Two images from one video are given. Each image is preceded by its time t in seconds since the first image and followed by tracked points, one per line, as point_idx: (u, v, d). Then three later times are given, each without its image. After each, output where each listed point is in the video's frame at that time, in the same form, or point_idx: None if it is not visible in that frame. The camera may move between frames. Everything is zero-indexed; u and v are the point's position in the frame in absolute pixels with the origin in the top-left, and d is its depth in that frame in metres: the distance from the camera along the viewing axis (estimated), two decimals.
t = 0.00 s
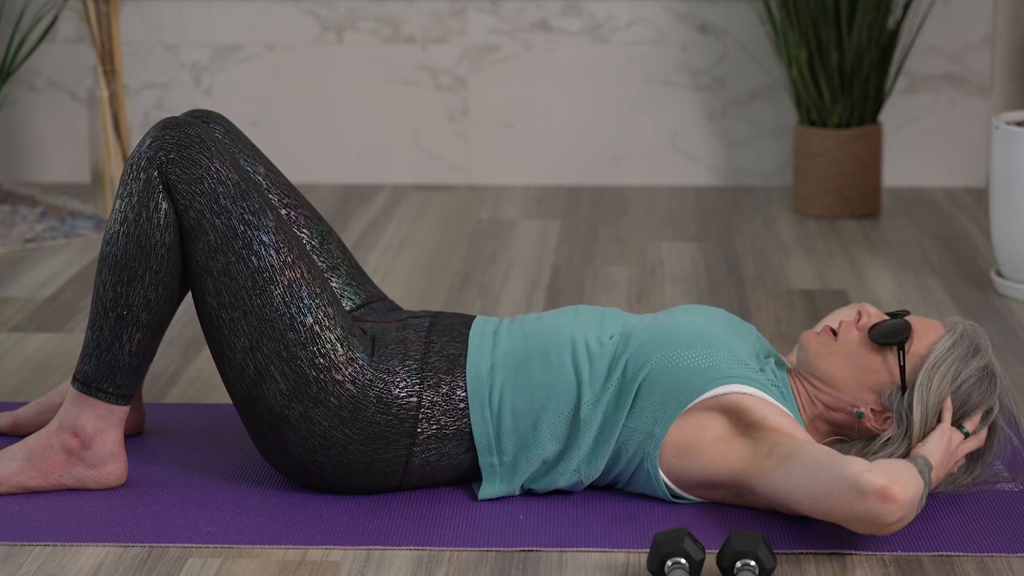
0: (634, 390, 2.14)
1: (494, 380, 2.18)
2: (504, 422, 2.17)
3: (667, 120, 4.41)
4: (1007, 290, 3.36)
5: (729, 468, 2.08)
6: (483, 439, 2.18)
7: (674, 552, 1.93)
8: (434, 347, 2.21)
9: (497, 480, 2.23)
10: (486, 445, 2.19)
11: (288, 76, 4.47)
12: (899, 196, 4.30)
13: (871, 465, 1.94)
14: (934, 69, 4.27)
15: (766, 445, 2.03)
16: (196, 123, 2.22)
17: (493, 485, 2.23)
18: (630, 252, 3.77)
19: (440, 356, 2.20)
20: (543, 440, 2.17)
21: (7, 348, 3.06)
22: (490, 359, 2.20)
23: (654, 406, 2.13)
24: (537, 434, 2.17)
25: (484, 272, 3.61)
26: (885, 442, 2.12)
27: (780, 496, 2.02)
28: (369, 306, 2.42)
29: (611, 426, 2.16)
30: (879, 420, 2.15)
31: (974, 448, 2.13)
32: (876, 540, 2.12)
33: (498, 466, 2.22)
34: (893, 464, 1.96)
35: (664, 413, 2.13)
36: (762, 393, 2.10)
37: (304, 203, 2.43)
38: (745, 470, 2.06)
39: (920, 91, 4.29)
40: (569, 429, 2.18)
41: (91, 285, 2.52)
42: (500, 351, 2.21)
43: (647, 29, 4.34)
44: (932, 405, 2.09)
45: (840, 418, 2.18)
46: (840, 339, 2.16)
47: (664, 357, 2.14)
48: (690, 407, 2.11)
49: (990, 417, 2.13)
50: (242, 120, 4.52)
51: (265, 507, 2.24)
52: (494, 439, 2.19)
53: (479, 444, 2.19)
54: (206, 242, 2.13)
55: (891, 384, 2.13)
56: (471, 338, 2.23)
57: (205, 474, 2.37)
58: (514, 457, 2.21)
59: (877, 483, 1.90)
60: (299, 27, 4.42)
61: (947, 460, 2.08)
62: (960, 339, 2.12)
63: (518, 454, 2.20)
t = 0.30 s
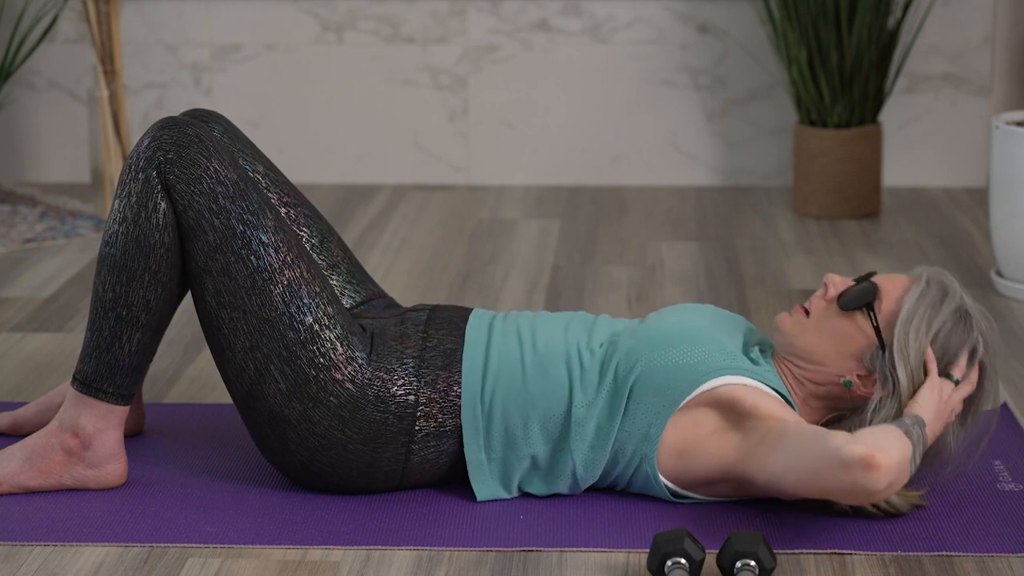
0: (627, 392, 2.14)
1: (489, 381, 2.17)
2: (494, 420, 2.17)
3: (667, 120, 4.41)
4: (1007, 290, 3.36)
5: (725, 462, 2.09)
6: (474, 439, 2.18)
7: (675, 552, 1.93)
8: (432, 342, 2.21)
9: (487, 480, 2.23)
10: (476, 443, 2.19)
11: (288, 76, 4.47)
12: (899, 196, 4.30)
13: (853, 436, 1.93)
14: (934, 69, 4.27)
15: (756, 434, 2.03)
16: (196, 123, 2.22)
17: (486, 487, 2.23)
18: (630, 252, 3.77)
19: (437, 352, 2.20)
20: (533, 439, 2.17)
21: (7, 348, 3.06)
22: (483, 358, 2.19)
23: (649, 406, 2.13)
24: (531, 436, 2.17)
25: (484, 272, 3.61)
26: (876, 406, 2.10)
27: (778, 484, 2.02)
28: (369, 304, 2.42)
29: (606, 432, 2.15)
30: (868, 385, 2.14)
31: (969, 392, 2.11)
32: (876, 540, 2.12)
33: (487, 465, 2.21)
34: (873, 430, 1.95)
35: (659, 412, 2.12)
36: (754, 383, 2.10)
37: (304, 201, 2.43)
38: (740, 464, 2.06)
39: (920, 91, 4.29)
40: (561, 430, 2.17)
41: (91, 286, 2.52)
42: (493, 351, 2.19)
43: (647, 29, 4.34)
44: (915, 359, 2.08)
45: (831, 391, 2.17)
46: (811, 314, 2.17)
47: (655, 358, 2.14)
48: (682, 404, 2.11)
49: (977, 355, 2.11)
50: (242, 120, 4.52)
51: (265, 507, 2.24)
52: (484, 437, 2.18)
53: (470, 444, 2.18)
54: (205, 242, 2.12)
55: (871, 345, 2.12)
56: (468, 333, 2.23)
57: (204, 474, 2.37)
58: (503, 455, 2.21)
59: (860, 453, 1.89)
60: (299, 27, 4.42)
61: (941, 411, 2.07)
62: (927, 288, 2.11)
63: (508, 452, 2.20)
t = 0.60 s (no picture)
0: (618, 390, 2.13)
1: (484, 381, 2.17)
2: (488, 419, 2.17)
3: (667, 120, 4.41)
4: (1007, 290, 3.37)
5: (721, 450, 2.07)
6: (469, 438, 2.18)
7: (675, 552, 1.93)
8: (432, 342, 2.21)
9: (482, 480, 2.23)
10: (471, 441, 2.19)
11: (288, 76, 4.47)
12: (899, 196, 4.30)
13: (828, 391, 1.92)
14: (934, 69, 4.27)
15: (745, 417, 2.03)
16: (195, 122, 2.22)
17: (482, 485, 2.23)
18: (630, 252, 3.77)
19: (436, 351, 2.20)
20: (527, 439, 2.17)
21: (7, 348, 3.06)
22: (478, 357, 2.19)
23: (642, 404, 2.12)
24: (525, 437, 2.17)
25: (484, 272, 3.61)
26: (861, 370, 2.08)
27: (774, 459, 2.01)
28: (369, 303, 2.42)
29: (601, 433, 2.15)
30: (851, 351, 2.12)
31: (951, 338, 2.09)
32: (876, 540, 2.12)
33: (482, 464, 2.21)
34: (847, 382, 1.94)
35: (652, 409, 2.11)
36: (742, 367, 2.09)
37: (305, 200, 2.43)
38: (734, 449, 2.05)
39: (920, 91, 4.29)
40: (554, 431, 2.16)
41: (91, 286, 2.52)
42: (488, 350, 2.19)
43: (647, 29, 4.34)
44: (887, 315, 2.06)
45: (819, 364, 2.16)
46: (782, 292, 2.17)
47: (643, 355, 2.14)
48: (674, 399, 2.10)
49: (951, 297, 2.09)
50: (242, 120, 4.52)
51: (265, 507, 2.24)
52: (479, 436, 2.18)
53: (464, 443, 2.18)
54: (205, 242, 2.12)
55: (845, 311, 2.11)
56: (466, 331, 2.23)
57: (204, 475, 2.37)
58: (498, 454, 2.20)
59: (837, 403, 1.89)
60: (299, 27, 4.42)
61: (924, 362, 2.04)
62: (888, 243, 2.10)
63: (502, 452, 2.20)
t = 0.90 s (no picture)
0: (609, 388, 2.13)
1: (479, 381, 2.17)
2: (484, 420, 2.17)
3: (667, 120, 4.41)
4: (1007, 290, 3.37)
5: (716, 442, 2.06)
6: (466, 439, 2.18)
7: (675, 552, 1.93)
8: (431, 342, 2.21)
9: (479, 480, 2.23)
10: (468, 442, 2.19)
11: (288, 76, 4.47)
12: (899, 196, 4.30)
13: (809, 366, 1.89)
14: (934, 69, 4.27)
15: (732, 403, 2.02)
16: (193, 122, 2.22)
17: (480, 485, 2.23)
18: (630, 252, 3.77)
19: (435, 351, 2.20)
20: (522, 439, 2.16)
21: (6, 348, 3.06)
22: (472, 358, 2.19)
23: (635, 401, 2.11)
24: (520, 439, 2.16)
25: (484, 271, 3.60)
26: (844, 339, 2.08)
27: (767, 442, 1.99)
28: (369, 302, 2.42)
29: (595, 433, 2.14)
30: (833, 323, 2.13)
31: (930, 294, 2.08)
32: (876, 540, 2.12)
33: (480, 464, 2.21)
34: (827, 356, 1.91)
35: (644, 406, 2.11)
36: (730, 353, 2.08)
37: (304, 200, 2.44)
38: (725, 436, 2.03)
39: (920, 91, 4.29)
40: (549, 430, 2.16)
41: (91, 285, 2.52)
42: (483, 352, 2.19)
43: (647, 29, 4.34)
44: (861, 281, 2.06)
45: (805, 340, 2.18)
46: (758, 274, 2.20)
47: (629, 351, 2.14)
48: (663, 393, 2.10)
49: (925, 255, 2.09)
50: (242, 120, 4.52)
51: (265, 507, 2.24)
52: (475, 436, 2.18)
53: (461, 443, 2.18)
54: (204, 241, 2.12)
55: (822, 284, 2.12)
56: (465, 331, 2.23)
57: (204, 475, 2.37)
58: (495, 454, 2.20)
59: (815, 378, 1.85)
60: (299, 27, 4.42)
61: (907, 323, 2.03)
62: (851, 210, 2.10)
63: (498, 452, 2.19)
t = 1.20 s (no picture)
0: (604, 387, 2.13)
1: (477, 380, 2.17)
2: (482, 420, 2.17)
3: (667, 120, 4.41)
4: (1007, 290, 3.37)
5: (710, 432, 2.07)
6: (465, 439, 2.18)
7: (675, 552, 1.93)
8: (430, 343, 2.21)
9: (479, 480, 2.23)
10: (467, 442, 2.19)
11: (288, 76, 4.47)
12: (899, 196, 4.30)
13: (786, 345, 1.89)
14: (934, 69, 4.27)
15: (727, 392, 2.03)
16: (193, 122, 2.22)
17: (479, 485, 2.23)
18: (630, 252, 3.77)
19: (434, 351, 2.20)
20: (520, 439, 2.16)
21: (6, 348, 3.06)
22: (470, 359, 2.18)
23: (631, 399, 2.11)
24: (518, 440, 2.16)
25: (484, 272, 3.60)
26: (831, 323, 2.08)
27: (761, 426, 1.99)
28: (369, 302, 2.42)
29: (593, 432, 2.14)
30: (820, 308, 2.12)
31: (914, 271, 2.07)
32: (876, 540, 2.12)
33: (479, 464, 2.21)
34: (804, 334, 1.90)
35: (638, 404, 2.11)
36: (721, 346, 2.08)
37: (304, 200, 2.44)
38: (722, 426, 2.04)
39: (920, 91, 4.29)
40: (547, 431, 2.16)
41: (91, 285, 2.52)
42: (480, 353, 2.19)
43: (647, 29, 4.34)
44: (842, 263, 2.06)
45: (795, 329, 2.17)
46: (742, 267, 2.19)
47: (622, 350, 2.14)
48: (658, 389, 2.10)
49: (905, 232, 2.09)
50: (242, 120, 4.52)
51: (265, 507, 2.24)
52: (474, 436, 2.18)
53: (460, 443, 2.18)
54: (204, 241, 2.12)
55: (806, 270, 2.11)
56: (464, 332, 2.23)
57: (205, 475, 2.37)
58: (494, 455, 2.20)
59: (789, 355, 1.85)
60: (299, 27, 4.42)
61: (891, 301, 2.02)
62: (827, 194, 2.10)
63: (497, 452, 2.19)
